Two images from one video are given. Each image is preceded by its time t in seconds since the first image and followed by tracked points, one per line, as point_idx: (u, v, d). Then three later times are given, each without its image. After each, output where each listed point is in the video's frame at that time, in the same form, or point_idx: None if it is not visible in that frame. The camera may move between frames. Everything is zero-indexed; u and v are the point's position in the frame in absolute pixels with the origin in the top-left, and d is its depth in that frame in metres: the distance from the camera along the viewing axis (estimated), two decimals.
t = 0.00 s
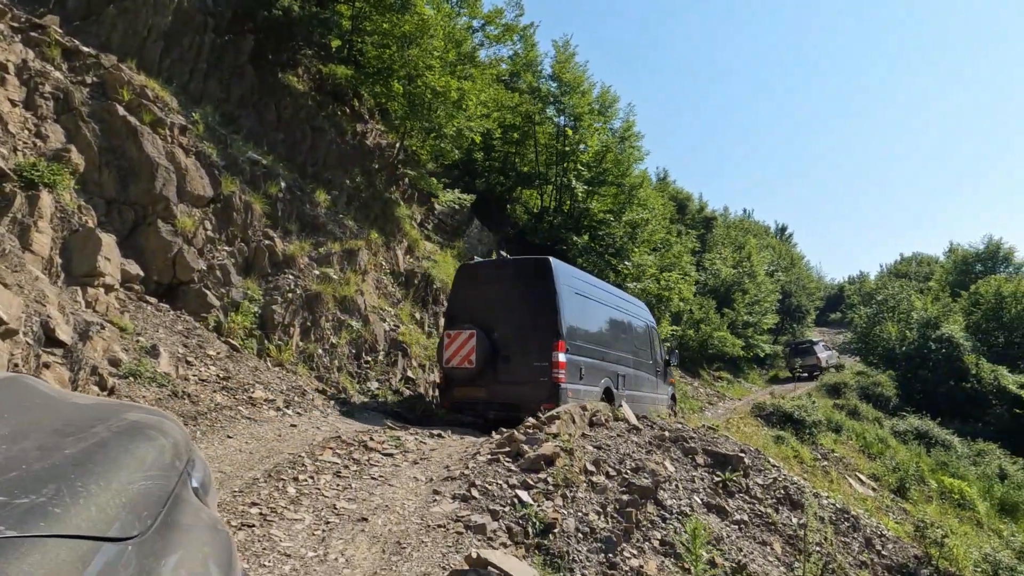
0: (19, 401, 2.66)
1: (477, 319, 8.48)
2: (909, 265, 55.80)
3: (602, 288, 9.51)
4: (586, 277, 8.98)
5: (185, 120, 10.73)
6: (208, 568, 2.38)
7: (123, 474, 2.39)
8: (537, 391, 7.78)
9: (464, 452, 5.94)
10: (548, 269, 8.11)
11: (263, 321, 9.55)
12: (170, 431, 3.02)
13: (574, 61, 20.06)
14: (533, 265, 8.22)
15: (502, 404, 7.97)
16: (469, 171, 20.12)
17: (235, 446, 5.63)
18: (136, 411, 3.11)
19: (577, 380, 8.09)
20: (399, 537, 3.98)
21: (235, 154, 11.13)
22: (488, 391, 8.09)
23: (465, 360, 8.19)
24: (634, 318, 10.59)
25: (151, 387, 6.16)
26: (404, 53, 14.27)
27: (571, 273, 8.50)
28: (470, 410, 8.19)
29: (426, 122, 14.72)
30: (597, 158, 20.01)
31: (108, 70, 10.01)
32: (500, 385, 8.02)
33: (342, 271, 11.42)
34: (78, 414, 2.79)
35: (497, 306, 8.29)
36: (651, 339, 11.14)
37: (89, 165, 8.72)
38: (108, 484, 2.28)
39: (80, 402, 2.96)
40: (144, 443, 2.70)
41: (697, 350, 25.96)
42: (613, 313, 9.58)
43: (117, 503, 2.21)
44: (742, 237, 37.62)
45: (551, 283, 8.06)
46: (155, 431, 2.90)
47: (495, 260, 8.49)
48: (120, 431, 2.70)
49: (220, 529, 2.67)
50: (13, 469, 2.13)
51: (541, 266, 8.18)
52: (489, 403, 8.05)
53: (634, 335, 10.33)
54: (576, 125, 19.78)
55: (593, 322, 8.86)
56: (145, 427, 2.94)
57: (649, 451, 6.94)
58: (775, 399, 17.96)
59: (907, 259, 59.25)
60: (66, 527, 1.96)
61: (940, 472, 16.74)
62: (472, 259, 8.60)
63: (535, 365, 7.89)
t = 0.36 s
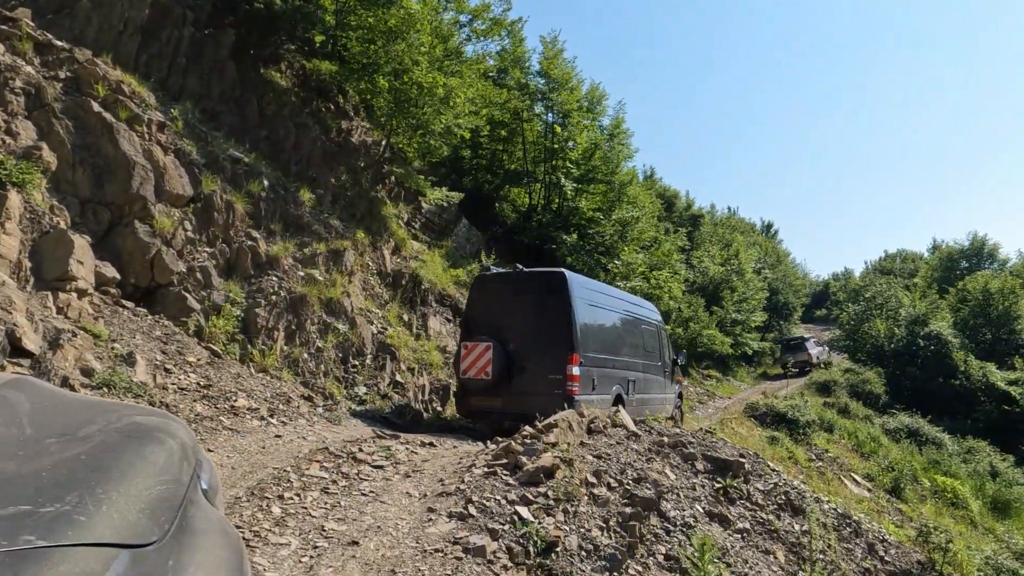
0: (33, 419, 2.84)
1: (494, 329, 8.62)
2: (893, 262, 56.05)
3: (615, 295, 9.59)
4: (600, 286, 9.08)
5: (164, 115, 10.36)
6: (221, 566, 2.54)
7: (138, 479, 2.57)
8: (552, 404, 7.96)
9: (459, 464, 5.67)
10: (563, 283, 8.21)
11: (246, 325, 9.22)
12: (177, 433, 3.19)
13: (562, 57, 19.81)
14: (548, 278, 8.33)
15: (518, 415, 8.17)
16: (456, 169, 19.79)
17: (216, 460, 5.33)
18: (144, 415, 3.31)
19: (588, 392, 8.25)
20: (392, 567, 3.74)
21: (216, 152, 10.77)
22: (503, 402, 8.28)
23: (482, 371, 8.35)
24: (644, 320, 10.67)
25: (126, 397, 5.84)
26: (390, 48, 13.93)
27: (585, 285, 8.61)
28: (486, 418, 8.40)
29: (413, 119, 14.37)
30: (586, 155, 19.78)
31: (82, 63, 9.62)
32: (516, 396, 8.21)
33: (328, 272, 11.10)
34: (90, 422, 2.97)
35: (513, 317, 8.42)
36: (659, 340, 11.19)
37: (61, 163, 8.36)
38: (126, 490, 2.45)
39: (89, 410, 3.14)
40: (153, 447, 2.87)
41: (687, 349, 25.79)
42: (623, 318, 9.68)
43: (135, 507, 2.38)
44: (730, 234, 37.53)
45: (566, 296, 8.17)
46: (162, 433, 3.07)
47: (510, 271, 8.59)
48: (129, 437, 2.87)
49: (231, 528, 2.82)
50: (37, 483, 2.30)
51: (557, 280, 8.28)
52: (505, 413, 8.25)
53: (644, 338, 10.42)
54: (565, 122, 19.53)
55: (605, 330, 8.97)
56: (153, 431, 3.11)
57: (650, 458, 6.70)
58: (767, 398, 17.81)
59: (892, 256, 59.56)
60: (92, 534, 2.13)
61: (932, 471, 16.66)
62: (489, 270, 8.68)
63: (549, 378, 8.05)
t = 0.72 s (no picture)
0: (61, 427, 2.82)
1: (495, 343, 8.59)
2: (880, 259, 56.19)
3: (614, 299, 9.61)
4: (597, 293, 9.11)
5: (142, 111, 10.02)
6: None
7: (169, 508, 2.57)
8: (558, 413, 7.91)
9: (453, 474, 5.40)
10: (559, 292, 8.24)
11: (229, 328, 8.90)
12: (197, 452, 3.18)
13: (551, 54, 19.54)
14: (545, 290, 8.34)
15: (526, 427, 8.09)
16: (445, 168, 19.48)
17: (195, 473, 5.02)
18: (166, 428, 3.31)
19: (592, 397, 8.25)
20: None
21: (198, 149, 10.43)
22: (510, 415, 8.20)
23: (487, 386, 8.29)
24: (646, 322, 10.69)
25: (100, 407, 5.52)
26: (377, 43, 13.60)
27: (581, 293, 8.64)
28: (494, 433, 8.31)
29: (400, 116, 14.03)
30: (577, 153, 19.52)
31: (56, 57, 9.25)
32: (522, 407, 8.15)
33: (315, 272, 10.79)
34: (118, 436, 2.95)
35: (514, 330, 8.39)
36: (660, 340, 11.19)
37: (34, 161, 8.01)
38: (158, 521, 2.46)
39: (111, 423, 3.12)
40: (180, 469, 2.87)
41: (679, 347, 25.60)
42: (623, 321, 9.69)
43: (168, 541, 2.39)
44: (719, 232, 37.39)
45: (564, 304, 8.18)
46: (185, 452, 3.06)
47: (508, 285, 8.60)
48: (157, 456, 2.86)
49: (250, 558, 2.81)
50: (75, 510, 2.28)
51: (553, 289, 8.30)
52: (512, 426, 8.17)
53: (645, 340, 10.42)
54: (555, 119, 19.26)
55: (606, 336, 8.98)
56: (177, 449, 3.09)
57: (651, 464, 6.45)
58: (761, 397, 17.62)
59: (880, 253, 59.70)
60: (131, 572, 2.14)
61: (927, 469, 16.53)
62: (487, 284, 8.68)
63: (553, 387, 8.01)
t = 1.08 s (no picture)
0: (16, 444, 2.86)
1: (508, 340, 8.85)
2: (867, 253, 56.39)
3: (623, 301, 9.88)
4: (609, 297, 9.38)
5: (116, 106, 9.67)
6: None
7: (120, 517, 2.54)
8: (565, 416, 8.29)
9: (440, 484, 5.16)
10: (577, 299, 8.50)
11: (208, 331, 8.61)
12: (155, 467, 3.15)
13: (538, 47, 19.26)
14: (561, 295, 8.59)
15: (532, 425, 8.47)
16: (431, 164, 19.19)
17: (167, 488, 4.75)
18: (125, 446, 3.29)
19: (600, 403, 8.66)
20: None
21: (174, 145, 10.10)
22: (518, 413, 8.56)
23: (499, 384, 8.61)
24: (652, 319, 11.01)
25: (66, 418, 5.22)
26: (360, 36, 13.26)
27: (596, 299, 8.90)
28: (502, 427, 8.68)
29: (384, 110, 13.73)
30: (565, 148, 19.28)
31: (25, 50, 8.89)
32: (530, 407, 8.52)
33: (297, 272, 10.50)
34: (75, 451, 2.99)
35: (527, 331, 8.67)
36: (664, 338, 11.52)
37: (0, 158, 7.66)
38: (107, 529, 2.43)
39: (65, 442, 3.09)
40: (134, 484, 2.84)
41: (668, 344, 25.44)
42: (631, 323, 10.01)
43: (115, 548, 2.36)
44: (707, 227, 37.26)
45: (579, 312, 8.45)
46: (141, 467, 3.03)
47: (525, 286, 8.83)
48: (110, 471, 2.84)
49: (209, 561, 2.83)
50: (21, 516, 2.28)
51: (570, 295, 8.56)
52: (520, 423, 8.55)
53: (650, 339, 10.76)
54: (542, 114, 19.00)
55: (615, 339, 9.31)
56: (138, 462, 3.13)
57: (644, 467, 6.25)
58: (752, 394, 17.49)
59: (866, 247, 59.88)
60: None
61: (919, 465, 16.45)
62: (506, 283, 8.89)
63: (561, 391, 8.36)
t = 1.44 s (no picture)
0: None
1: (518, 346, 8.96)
2: (852, 245, 56.59)
3: (631, 304, 9.92)
4: (617, 302, 9.48)
5: (93, 99, 9.32)
6: None
7: (99, 505, 2.58)
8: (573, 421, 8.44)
9: (436, 493, 4.93)
10: (587, 307, 8.63)
11: (191, 332, 8.32)
12: (137, 453, 3.17)
13: (527, 39, 18.97)
14: (572, 301, 8.72)
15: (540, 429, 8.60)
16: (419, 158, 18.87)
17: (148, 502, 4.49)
18: (106, 435, 3.28)
19: (606, 407, 8.79)
20: None
21: (154, 139, 9.76)
22: (526, 416, 8.69)
23: (509, 388, 8.71)
24: (659, 318, 10.97)
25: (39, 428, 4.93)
26: (346, 27, 12.92)
27: (604, 306, 9.03)
28: (511, 430, 8.80)
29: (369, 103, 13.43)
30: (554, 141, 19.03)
31: None
32: (538, 411, 8.65)
33: (283, 270, 10.21)
34: (53, 441, 2.98)
35: (537, 336, 8.78)
36: (669, 335, 11.43)
37: None
38: (85, 517, 2.46)
39: (46, 432, 3.09)
40: (114, 471, 2.87)
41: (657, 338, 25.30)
42: (638, 324, 10.02)
43: (94, 535, 2.40)
44: (695, 220, 37.15)
45: (589, 320, 8.58)
46: (122, 454, 3.05)
47: (535, 292, 8.93)
48: (90, 459, 2.86)
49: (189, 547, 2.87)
50: None
51: (581, 303, 8.68)
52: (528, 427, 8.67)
53: (656, 338, 10.73)
54: (531, 106, 18.76)
55: (623, 342, 9.38)
56: (118, 451, 3.13)
57: (648, 471, 6.06)
58: (744, 389, 17.38)
59: (851, 240, 60.13)
60: (49, 565, 2.15)
61: (911, 458, 16.42)
62: (518, 288, 8.97)
63: (569, 396, 8.49)
